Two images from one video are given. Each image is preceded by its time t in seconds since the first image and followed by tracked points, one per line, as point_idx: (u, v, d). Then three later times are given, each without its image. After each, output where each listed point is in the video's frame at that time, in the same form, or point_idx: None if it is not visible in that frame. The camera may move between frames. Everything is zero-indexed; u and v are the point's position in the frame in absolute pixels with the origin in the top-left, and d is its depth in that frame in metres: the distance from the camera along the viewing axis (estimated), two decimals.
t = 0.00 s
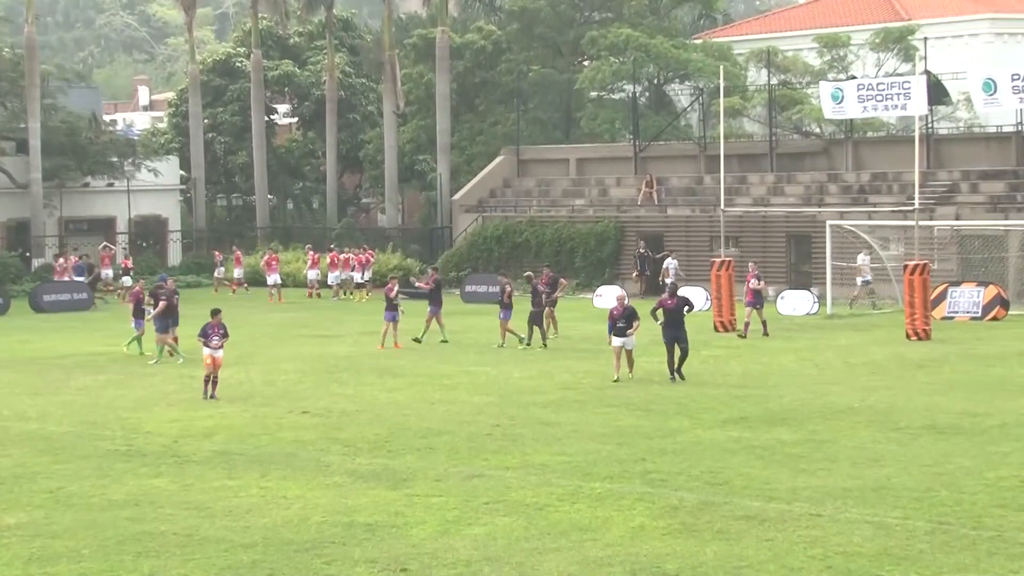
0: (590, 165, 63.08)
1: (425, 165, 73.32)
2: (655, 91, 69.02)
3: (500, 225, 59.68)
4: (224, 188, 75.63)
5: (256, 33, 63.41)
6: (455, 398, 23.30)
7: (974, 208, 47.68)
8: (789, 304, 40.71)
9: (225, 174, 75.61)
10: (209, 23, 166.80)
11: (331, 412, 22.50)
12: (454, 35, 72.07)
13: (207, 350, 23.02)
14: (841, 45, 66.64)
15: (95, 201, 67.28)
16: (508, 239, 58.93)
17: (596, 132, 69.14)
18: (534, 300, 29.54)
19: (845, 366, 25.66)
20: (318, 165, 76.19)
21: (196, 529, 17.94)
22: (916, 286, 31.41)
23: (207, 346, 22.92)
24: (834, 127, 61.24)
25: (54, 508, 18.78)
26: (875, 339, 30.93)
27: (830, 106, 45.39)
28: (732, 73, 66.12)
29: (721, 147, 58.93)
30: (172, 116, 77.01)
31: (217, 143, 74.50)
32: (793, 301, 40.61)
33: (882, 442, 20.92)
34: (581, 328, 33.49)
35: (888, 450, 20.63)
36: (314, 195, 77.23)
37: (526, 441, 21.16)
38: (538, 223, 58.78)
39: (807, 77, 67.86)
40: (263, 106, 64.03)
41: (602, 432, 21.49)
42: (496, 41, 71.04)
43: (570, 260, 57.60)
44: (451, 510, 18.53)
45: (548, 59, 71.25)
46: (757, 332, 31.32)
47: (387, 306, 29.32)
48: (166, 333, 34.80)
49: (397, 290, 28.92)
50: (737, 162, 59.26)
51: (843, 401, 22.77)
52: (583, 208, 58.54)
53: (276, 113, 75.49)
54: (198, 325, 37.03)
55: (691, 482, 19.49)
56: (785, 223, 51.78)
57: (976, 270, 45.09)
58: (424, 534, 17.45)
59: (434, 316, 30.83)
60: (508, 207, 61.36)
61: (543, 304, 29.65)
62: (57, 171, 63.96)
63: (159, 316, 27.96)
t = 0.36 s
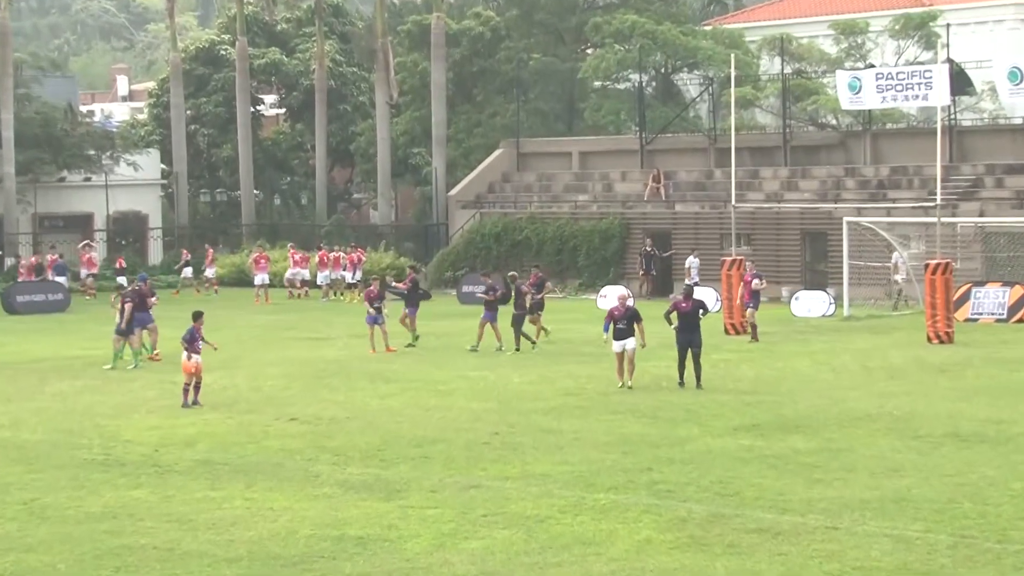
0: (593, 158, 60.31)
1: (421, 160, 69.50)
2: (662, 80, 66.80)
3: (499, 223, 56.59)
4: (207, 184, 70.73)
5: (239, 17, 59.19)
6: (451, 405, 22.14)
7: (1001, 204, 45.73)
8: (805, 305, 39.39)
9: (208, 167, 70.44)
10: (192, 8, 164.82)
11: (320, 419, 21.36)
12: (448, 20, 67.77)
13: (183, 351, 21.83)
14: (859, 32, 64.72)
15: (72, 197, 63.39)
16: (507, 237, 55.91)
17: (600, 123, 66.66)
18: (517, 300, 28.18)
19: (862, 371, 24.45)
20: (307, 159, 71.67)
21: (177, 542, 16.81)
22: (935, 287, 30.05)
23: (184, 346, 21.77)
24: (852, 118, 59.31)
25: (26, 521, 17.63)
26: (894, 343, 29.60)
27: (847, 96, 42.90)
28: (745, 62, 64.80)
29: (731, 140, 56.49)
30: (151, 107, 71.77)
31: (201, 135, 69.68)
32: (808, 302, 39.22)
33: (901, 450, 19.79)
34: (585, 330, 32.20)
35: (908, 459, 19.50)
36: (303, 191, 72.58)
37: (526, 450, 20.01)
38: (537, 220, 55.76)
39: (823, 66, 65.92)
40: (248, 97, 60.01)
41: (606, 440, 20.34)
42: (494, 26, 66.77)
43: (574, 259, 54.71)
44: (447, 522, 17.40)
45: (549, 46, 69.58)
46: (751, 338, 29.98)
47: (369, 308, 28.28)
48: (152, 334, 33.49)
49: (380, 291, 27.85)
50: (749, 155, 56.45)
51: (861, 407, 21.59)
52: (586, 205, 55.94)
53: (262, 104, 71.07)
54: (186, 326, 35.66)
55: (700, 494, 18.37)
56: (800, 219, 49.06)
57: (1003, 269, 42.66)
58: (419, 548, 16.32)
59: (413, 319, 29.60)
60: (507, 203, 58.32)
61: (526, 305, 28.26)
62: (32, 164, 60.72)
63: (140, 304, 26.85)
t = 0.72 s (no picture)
0: (594, 151, 56.95)
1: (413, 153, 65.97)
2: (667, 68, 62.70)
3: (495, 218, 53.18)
4: (187, 178, 66.80)
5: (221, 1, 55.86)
6: (446, 412, 21.01)
7: None
8: (817, 306, 36.40)
9: (188, 159, 66.62)
10: None
11: (307, 426, 20.27)
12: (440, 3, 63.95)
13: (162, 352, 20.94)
14: (875, 17, 61.99)
15: (45, 192, 57.91)
16: (503, 233, 52.48)
17: (600, 115, 62.46)
18: (496, 303, 26.72)
19: (878, 376, 23.32)
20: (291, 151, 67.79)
21: (154, 556, 15.69)
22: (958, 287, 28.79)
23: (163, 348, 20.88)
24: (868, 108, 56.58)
25: None
26: (912, 345, 28.37)
27: (864, 84, 38.75)
28: (755, 48, 61.16)
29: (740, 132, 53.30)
30: (128, 95, 67.45)
31: (180, 127, 65.60)
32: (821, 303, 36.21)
33: (920, 459, 18.69)
34: (587, 332, 31.00)
35: (928, 469, 18.38)
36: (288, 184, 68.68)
37: (524, 459, 18.89)
38: (536, 215, 52.28)
39: (839, 52, 63.56)
40: (230, 87, 56.89)
41: (609, 448, 19.24)
42: (490, 12, 63.06)
43: (573, 257, 51.31)
44: (439, 536, 16.28)
45: (549, 33, 64.06)
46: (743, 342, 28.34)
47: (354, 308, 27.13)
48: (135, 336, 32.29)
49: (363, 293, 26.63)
50: (759, 148, 53.25)
51: (877, 414, 20.48)
52: (588, 200, 52.28)
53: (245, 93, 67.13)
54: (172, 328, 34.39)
55: (708, 505, 17.28)
56: (813, 215, 45.68)
57: None
58: (410, 563, 15.19)
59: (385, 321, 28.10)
60: (504, 198, 55.18)
61: (506, 308, 26.82)
62: None
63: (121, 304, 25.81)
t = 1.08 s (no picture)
0: (596, 143, 52.47)
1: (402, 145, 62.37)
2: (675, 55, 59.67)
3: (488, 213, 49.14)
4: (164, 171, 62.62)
5: None
6: (441, 419, 19.96)
7: None
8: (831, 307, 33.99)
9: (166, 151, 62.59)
10: None
11: (294, 434, 19.21)
12: None
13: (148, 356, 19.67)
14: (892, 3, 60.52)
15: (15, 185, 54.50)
16: (495, 229, 48.49)
17: (604, 103, 59.36)
18: (472, 304, 25.49)
19: (896, 381, 22.25)
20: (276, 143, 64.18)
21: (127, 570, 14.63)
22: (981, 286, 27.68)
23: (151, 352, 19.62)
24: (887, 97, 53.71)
25: None
26: (931, 347, 27.21)
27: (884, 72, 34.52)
28: (765, 33, 58.95)
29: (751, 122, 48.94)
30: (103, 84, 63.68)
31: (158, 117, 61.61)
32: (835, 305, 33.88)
33: (941, 468, 17.65)
34: (589, 334, 29.86)
35: (949, 478, 17.32)
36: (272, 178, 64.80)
37: (522, 468, 17.84)
38: (534, 209, 48.14)
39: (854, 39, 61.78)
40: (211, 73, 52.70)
41: (612, 457, 18.18)
42: None
43: (571, 255, 47.28)
44: (433, 548, 15.22)
45: (548, 18, 60.60)
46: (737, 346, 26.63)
47: (333, 310, 25.69)
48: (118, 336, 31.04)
49: (340, 295, 25.39)
50: (770, 139, 49.04)
51: (894, 421, 19.44)
52: (589, 193, 48.18)
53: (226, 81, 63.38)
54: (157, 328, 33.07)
55: (717, 517, 16.21)
56: (830, 209, 42.02)
57: None
58: None
59: (354, 321, 26.76)
60: (501, 191, 50.92)
61: (482, 309, 25.54)
62: None
63: (102, 304, 24.86)
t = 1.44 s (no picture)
0: (601, 134, 49.70)
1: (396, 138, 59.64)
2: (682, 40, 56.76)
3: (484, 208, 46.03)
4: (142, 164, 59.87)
5: None
6: (436, 427, 18.95)
7: None
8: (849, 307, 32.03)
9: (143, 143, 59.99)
10: None
11: (277, 443, 18.20)
12: None
13: (140, 357, 18.90)
14: None
15: None
16: (492, 226, 45.41)
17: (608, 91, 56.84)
18: (445, 305, 24.26)
19: (917, 386, 21.19)
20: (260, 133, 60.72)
21: None
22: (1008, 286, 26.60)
23: (143, 355, 18.85)
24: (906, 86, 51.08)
25: None
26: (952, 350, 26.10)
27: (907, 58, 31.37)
28: (779, 17, 56.36)
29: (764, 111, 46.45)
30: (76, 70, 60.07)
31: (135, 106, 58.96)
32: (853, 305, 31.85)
33: (966, 479, 16.60)
34: (592, 337, 28.78)
35: (974, 489, 16.27)
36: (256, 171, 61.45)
37: (521, 479, 16.80)
38: (534, 205, 45.20)
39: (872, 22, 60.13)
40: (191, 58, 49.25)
41: (615, 467, 17.16)
42: None
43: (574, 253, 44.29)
44: (426, 564, 14.14)
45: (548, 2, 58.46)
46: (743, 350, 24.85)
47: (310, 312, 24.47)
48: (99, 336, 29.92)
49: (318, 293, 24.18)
50: (784, 129, 46.79)
51: (915, 429, 18.40)
52: (592, 186, 45.17)
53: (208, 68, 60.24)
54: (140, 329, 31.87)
55: (727, 531, 15.17)
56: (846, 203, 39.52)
57: None
58: None
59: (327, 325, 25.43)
60: (498, 184, 47.58)
61: (456, 311, 24.35)
62: None
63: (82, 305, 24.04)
